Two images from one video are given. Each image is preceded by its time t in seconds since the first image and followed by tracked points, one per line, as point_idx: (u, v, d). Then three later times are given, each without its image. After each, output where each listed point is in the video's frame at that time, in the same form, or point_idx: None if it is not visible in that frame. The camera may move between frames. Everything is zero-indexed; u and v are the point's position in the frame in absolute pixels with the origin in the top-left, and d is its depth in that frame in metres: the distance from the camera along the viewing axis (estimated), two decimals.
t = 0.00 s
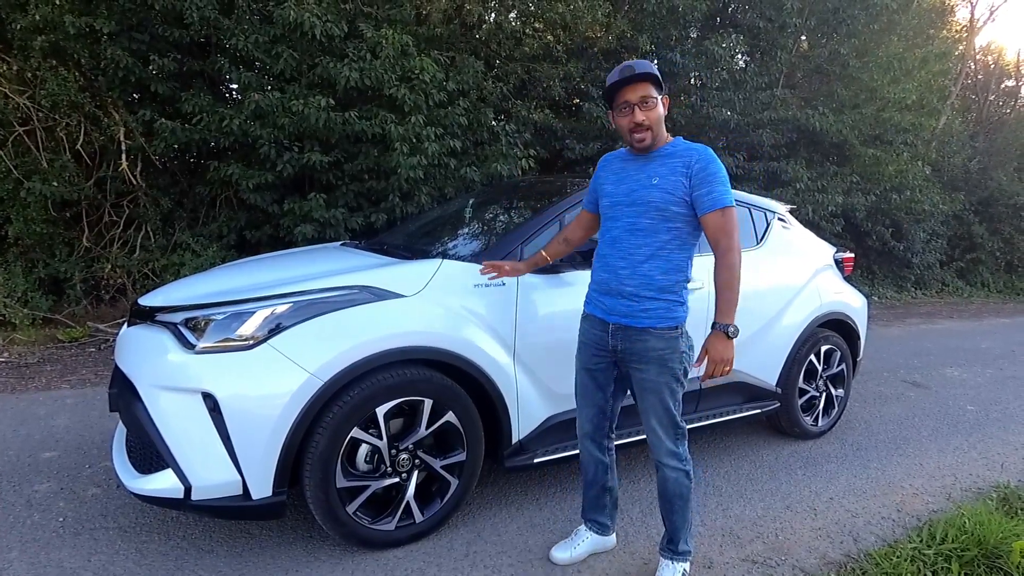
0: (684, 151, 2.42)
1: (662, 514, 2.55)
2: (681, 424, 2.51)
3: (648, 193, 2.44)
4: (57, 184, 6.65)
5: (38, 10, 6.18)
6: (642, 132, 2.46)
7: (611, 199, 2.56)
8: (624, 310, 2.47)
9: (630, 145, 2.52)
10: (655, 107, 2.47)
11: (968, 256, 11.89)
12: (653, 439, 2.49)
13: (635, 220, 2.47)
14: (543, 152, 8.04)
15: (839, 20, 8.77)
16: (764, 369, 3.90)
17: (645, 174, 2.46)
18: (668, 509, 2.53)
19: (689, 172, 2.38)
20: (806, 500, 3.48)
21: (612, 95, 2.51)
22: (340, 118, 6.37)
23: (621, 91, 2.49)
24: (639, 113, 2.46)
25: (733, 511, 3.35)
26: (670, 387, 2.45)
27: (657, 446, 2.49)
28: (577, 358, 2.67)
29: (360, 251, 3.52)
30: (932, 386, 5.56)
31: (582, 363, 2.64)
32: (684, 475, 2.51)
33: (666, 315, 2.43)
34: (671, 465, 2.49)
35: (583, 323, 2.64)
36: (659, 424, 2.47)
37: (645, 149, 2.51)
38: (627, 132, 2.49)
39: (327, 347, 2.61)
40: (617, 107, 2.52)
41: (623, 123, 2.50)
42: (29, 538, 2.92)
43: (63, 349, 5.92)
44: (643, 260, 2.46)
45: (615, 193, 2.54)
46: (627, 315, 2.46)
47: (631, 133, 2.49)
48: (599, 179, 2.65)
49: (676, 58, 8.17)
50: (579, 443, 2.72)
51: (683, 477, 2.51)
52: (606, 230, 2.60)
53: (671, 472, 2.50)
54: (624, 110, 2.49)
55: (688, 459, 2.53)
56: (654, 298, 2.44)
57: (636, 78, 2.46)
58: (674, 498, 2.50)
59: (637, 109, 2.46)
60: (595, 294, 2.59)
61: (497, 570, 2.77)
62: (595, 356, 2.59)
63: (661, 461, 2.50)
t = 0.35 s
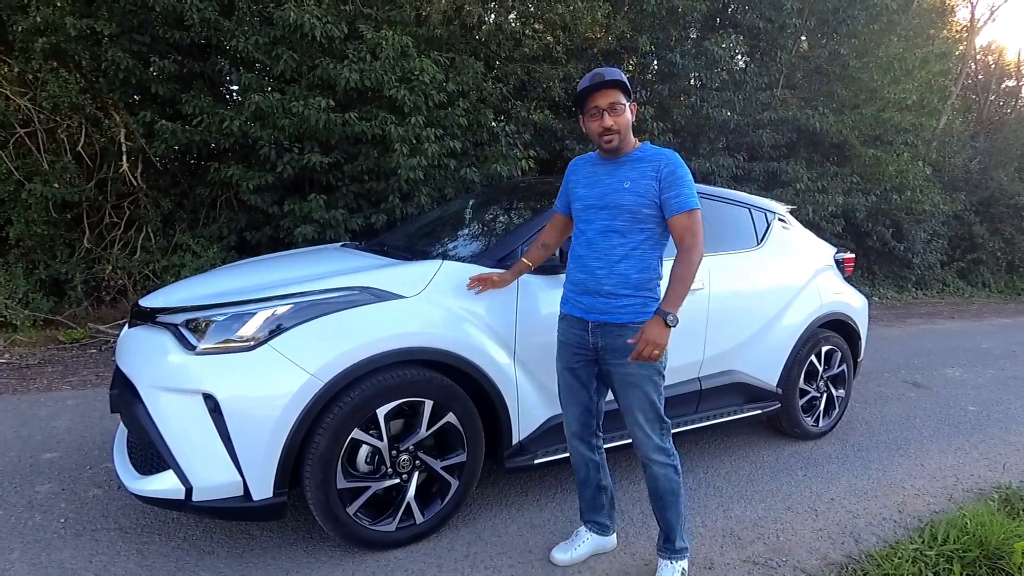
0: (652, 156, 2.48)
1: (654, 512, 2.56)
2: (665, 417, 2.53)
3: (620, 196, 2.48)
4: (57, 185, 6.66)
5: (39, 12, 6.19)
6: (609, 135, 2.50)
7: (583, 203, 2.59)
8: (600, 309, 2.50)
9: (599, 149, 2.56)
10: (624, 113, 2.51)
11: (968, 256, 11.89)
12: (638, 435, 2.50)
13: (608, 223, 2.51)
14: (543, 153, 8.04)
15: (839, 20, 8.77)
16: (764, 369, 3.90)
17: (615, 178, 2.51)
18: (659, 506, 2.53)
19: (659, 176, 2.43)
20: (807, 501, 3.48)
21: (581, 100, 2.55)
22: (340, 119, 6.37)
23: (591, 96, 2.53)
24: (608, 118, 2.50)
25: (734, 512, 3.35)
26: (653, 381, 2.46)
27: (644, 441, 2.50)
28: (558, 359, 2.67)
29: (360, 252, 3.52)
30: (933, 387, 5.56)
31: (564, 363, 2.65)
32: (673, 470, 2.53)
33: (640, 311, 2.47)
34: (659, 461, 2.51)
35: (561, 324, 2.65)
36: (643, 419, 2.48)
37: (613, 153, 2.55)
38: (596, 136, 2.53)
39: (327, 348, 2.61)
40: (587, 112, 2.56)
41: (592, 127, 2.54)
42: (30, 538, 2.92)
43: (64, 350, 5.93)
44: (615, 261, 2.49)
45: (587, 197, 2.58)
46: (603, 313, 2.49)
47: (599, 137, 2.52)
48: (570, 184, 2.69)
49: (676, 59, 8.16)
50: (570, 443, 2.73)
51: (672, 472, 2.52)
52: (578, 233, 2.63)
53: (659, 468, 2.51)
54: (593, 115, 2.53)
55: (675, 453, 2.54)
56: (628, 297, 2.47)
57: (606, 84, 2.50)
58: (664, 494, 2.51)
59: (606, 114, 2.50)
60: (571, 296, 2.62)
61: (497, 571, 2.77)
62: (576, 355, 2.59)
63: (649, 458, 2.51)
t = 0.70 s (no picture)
0: (641, 154, 2.53)
1: (645, 511, 2.56)
2: (655, 413, 2.55)
3: (612, 192, 2.51)
4: (57, 185, 6.65)
5: (39, 12, 6.19)
6: (596, 128, 2.55)
7: (574, 201, 2.60)
8: (594, 305, 2.50)
9: (587, 144, 2.61)
10: (612, 108, 2.56)
11: (968, 256, 11.89)
12: (630, 432, 2.51)
13: (600, 220, 2.52)
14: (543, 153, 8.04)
15: (839, 20, 8.77)
16: (764, 368, 3.90)
17: (606, 176, 2.54)
18: (650, 504, 2.53)
19: (650, 172, 2.48)
20: (807, 501, 3.48)
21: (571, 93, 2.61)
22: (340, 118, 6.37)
23: (581, 90, 2.59)
24: (595, 111, 2.55)
25: (734, 511, 3.35)
26: (643, 376, 2.49)
27: (636, 438, 2.51)
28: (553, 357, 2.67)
29: (360, 252, 3.52)
30: (933, 386, 5.56)
31: (561, 361, 2.64)
32: (664, 467, 2.54)
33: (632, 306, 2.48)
34: (650, 458, 2.52)
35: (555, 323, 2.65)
36: (635, 415, 2.50)
37: (602, 150, 2.59)
38: (583, 128, 2.58)
39: (327, 347, 2.61)
40: (577, 106, 2.62)
41: (580, 120, 2.59)
42: (30, 538, 2.92)
43: (64, 350, 5.93)
44: (608, 255, 2.50)
45: (578, 195, 2.59)
46: (597, 309, 2.49)
47: (585, 129, 2.58)
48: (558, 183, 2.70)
49: (676, 59, 8.17)
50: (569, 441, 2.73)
51: (663, 470, 2.54)
52: (569, 231, 2.63)
53: (650, 465, 2.52)
54: (582, 108, 2.59)
55: (665, 450, 2.56)
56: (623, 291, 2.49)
57: (595, 79, 2.56)
58: (655, 492, 2.52)
59: (593, 107, 2.55)
60: (563, 295, 2.61)
61: (498, 571, 2.77)
62: (572, 352, 2.59)
63: (641, 456, 2.52)
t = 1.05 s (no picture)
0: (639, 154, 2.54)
1: (644, 510, 2.55)
2: (656, 412, 2.55)
3: (612, 192, 2.50)
4: (56, 185, 6.65)
5: (37, 11, 6.18)
6: (593, 128, 2.55)
7: (572, 201, 2.58)
8: (595, 305, 2.50)
9: (584, 144, 2.61)
10: (608, 108, 2.56)
11: (967, 257, 11.90)
12: (631, 430, 2.51)
13: (601, 220, 2.51)
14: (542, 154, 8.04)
15: (838, 21, 8.77)
16: (764, 369, 3.90)
17: (605, 177, 2.53)
18: (650, 503, 2.53)
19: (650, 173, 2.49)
20: (806, 501, 3.48)
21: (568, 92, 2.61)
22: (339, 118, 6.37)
23: (578, 89, 2.58)
24: (592, 112, 2.55)
25: (733, 512, 3.35)
26: (646, 375, 2.49)
27: (638, 438, 2.51)
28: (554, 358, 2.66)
29: (359, 253, 3.52)
30: (932, 387, 5.56)
31: (562, 362, 2.63)
32: (664, 466, 2.55)
33: (634, 306, 2.49)
34: (650, 457, 2.52)
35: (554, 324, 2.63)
36: (637, 414, 2.50)
37: (599, 149, 2.59)
38: (580, 128, 2.58)
39: (327, 348, 2.61)
40: (574, 105, 2.62)
41: (577, 120, 2.60)
42: (29, 539, 2.92)
43: (63, 350, 5.92)
44: (609, 255, 2.51)
45: (576, 195, 2.57)
46: (599, 309, 2.49)
47: (582, 130, 2.58)
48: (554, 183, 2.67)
49: (675, 60, 8.18)
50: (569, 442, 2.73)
51: (663, 469, 2.54)
52: (567, 231, 2.62)
53: (650, 464, 2.52)
54: (579, 108, 2.59)
55: (665, 449, 2.56)
56: (624, 291, 2.49)
57: (592, 79, 2.55)
58: (655, 491, 2.52)
59: (590, 108, 2.55)
60: (563, 295, 2.59)
61: (498, 571, 2.76)
62: (573, 353, 2.59)
63: (642, 455, 2.52)
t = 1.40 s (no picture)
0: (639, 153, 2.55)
1: (644, 510, 2.56)
2: (656, 411, 2.55)
3: (611, 192, 2.51)
4: (57, 183, 6.66)
5: (39, 10, 6.19)
6: (594, 127, 2.56)
7: (571, 200, 2.58)
8: (595, 305, 2.50)
9: (584, 143, 2.61)
10: (609, 108, 2.56)
11: (968, 257, 11.90)
12: (632, 430, 2.52)
13: (600, 220, 2.52)
14: (543, 153, 8.04)
15: (839, 20, 8.77)
16: (764, 369, 3.90)
17: (605, 176, 2.54)
18: (651, 503, 2.53)
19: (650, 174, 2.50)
20: (806, 501, 3.48)
21: (569, 91, 2.61)
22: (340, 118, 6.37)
23: (579, 88, 2.59)
24: (594, 111, 2.55)
25: (734, 512, 3.35)
26: (645, 375, 2.50)
27: (638, 437, 2.51)
28: (554, 358, 2.66)
29: (360, 252, 3.52)
30: (933, 387, 5.56)
31: (562, 362, 2.64)
32: (664, 466, 2.55)
33: (633, 306, 2.50)
34: (651, 456, 2.52)
35: (553, 324, 2.64)
36: (637, 413, 2.50)
37: (599, 148, 2.59)
38: (580, 127, 2.59)
39: (327, 347, 2.61)
40: (575, 104, 2.62)
41: (578, 119, 2.60)
42: (31, 536, 2.93)
43: (64, 348, 5.93)
44: (608, 255, 2.51)
45: (576, 194, 2.57)
46: (598, 309, 2.49)
47: (583, 129, 2.58)
48: (553, 183, 2.67)
49: (676, 59, 8.18)
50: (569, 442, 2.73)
51: (663, 468, 2.54)
52: (566, 230, 2.62)
53: (650, 464, 2.53)
54: (580, 107, 2.59)
55: (665, 449, 2.56)
56: (623, 291, 2.50)
57: (593, 78, 2.56)
58: (656, 491, 2.52)
59: (592, 107, 2.56)
60: (562, 296, 2.59)
61: (498, 570, 2.77)
62: (572, 353, 2.59)
63: (642, 454, 2.52)
